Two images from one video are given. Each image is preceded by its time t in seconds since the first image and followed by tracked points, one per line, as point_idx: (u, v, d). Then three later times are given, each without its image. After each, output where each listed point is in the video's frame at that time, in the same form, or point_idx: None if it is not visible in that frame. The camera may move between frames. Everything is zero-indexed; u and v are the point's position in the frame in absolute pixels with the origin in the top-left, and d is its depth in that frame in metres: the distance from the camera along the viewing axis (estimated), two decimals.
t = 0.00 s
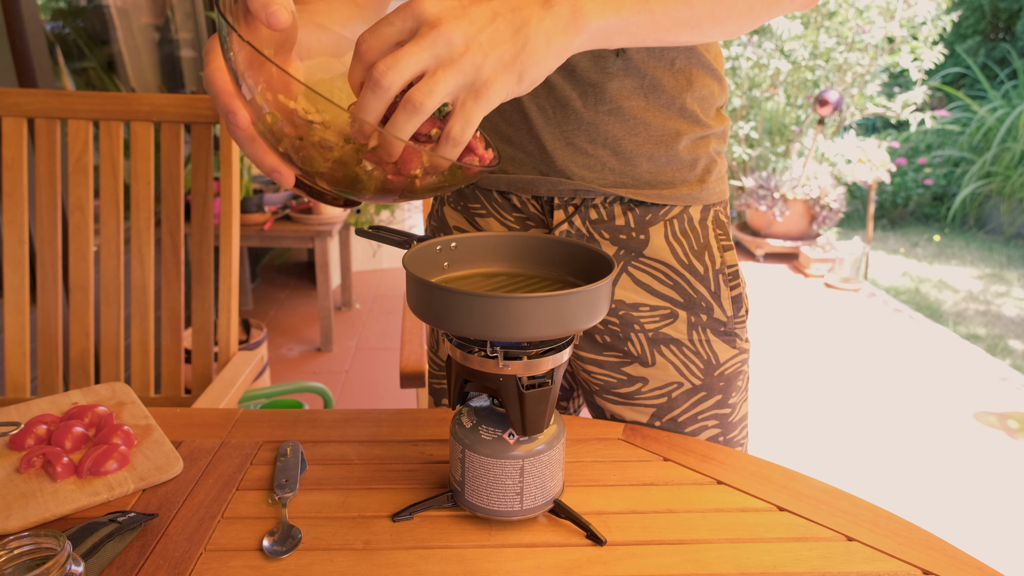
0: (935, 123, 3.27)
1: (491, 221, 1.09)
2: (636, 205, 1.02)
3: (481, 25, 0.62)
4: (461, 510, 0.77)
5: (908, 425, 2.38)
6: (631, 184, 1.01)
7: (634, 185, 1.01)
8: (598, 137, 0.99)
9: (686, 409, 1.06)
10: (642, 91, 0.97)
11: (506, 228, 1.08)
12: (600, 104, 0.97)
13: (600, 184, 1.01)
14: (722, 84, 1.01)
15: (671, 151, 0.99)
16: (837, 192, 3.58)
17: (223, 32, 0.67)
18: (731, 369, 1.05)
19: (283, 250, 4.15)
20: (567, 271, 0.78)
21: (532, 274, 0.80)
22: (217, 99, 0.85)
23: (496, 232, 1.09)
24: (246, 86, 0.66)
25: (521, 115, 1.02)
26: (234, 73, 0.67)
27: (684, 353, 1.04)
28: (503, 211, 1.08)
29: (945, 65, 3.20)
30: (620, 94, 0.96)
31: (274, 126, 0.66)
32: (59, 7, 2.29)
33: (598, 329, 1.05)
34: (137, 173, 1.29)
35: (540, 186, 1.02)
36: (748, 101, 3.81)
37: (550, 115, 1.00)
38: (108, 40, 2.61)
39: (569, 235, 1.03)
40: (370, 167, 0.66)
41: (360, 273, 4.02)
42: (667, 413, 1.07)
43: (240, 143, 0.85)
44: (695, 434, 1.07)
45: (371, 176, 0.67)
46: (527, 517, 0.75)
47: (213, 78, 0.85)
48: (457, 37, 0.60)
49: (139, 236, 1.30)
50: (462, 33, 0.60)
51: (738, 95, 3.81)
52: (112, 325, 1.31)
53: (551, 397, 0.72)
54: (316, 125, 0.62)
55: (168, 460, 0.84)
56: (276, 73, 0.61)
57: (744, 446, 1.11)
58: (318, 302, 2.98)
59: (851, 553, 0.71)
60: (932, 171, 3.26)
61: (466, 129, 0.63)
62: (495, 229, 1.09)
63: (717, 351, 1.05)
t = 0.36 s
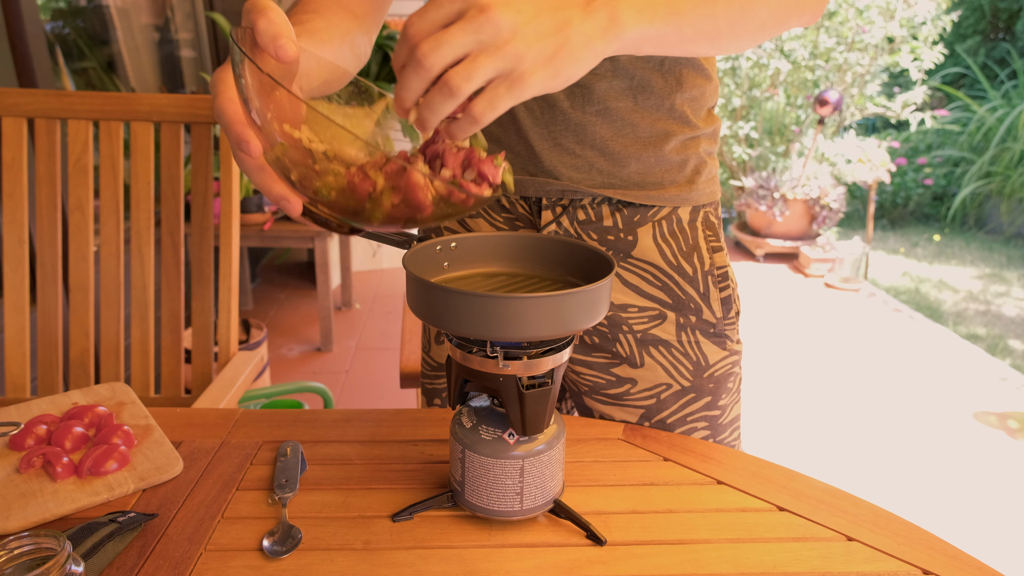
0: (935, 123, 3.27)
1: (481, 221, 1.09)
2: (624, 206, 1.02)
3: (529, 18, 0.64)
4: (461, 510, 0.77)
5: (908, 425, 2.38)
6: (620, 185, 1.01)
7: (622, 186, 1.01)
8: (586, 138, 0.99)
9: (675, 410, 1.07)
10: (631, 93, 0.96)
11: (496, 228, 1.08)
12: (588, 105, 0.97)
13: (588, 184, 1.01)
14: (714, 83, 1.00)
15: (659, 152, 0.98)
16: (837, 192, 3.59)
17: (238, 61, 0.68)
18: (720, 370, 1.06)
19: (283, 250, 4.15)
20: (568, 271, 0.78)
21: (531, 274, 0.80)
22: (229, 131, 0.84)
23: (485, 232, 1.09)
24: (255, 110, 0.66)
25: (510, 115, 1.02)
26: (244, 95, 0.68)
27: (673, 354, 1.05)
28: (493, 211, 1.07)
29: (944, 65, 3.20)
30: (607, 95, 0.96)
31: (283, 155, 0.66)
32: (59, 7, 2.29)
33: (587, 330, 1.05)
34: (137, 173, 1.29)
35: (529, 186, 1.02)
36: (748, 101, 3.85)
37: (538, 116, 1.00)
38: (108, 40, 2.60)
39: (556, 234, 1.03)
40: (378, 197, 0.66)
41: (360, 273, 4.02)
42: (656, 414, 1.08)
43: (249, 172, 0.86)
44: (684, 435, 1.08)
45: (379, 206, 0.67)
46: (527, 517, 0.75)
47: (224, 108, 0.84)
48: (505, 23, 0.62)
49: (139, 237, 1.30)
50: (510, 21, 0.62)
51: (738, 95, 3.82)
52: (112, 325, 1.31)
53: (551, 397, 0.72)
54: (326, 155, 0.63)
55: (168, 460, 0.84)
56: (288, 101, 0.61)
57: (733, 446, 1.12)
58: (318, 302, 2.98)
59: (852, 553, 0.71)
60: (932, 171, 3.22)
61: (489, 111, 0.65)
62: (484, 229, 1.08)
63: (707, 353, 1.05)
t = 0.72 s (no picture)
0: (935, 122, 3.26)
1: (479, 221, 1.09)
2: (622, 206, 1.02)
3: (604, 74, 0.68)
4: (461, 510, 0.77)
5: (908, 425, 2.38)
6: (617, 185, 1.00)
7: (618, 186, 1.01)
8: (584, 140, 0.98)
9: (674, 410, 1.06)
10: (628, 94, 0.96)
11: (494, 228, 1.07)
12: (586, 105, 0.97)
13: (585, 185, 1.01)
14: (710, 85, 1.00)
15: (657, 152, 0.98)
16: (837, 192, 3.60)
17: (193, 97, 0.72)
18: (719, 370, 1.06)
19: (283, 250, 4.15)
20: (567, 271, 0.78)
21: (529, 275, 0.80)
22: (186, 156, 0.85)
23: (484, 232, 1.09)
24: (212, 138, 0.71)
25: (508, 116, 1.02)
26: (201, 124, 0.72)
27: (672, 354, 1.05)
28: (491, 212, 1.07)
29: (945, 64, 3.19)
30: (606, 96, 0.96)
31: (243, 181, 0.71)
32: (58, 7, 2.29)
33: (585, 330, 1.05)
34: (137, 173, 1.29)
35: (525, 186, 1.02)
36: (748, 101, 3.85)
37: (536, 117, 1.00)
38: (108, 40, 2.60)
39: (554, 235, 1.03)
40: (338, 221, 0.69)
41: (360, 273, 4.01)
42: (655, 414, 1.07)
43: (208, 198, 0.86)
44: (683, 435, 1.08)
45: (338, 230, 0.70)
46: (527, 518, 0.75)
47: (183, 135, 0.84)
48: (589, 82, 0.66)
49: (139, 236, 1.30)
50: (592, 78, 0.67)
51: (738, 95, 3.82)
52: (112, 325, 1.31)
53: (550, 397, 0.72)
54: (290, 179, 0.67)
55: (168, 460, 0.84)
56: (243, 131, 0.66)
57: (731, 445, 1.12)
58: (318, 302, 2.97)
59: (852, 553, 0.71)
60: (932, 170, 3.24)
61: (586, 162, 0.68)
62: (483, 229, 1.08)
63: (705, 352, 1.05)
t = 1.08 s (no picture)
0: (936, 122, 3.26)
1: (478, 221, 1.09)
2: (623, 206, 1.02)
3: (547, 147, 0.67)
4: (461, 510, 0.77)
5: (907, 425, 2.38)
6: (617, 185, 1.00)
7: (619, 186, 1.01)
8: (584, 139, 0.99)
9: (674, 409, 1.06)
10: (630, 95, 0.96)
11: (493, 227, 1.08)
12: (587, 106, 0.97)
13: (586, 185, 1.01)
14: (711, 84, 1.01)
15: (658, 152, 0.98)
16: (836, 193, 3.60)
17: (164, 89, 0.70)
18: (719, 369, 1.06)
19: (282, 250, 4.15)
20: (568, 271, 0.78)
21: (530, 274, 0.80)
22: (155, 145, 0.84)
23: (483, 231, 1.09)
24: (184, 133, 0.69)
25: (509, 116, 1.02)
26: (170, 117, 0.70)
27: (672, 352, 1.05)
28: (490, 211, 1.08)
29: (945, 64, 3.19)
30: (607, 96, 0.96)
31: (214, 174, 0.68)
32: (59, 7, 2.29)
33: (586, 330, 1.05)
34: (137, 173, 1.29)
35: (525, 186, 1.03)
36: (748, 101, 3.86)
37: (538, 117, 1.00)
38: (108, 40, 2.60)
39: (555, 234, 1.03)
40: (310, 218, 0.68)
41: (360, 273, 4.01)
42: (655, 413, 1.07)
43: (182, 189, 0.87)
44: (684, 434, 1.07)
45: (308, 227, 0.69)
46: (527, 518, 0.75)
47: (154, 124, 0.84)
48: (529, 159, 0.66)
49: (139, 236, 1.30)
50: (532, 155, 0.66)
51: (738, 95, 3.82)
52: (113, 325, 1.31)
53: (550, 397, 0.72)
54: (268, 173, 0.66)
55: (168, 460, 0.84)
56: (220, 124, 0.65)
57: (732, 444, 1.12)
58: (318, 303, 2.97)
59: (852, 553, 0.71)
60: (932, 170, 3.24)
61: (556, 231, 0.65)
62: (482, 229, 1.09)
63: (705, 351, 1.05)
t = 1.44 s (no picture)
0: (936, 122, 3.26)
1: (474, 221, 1.09)
2: (617, 206, 1.02)
3: (599, 66, 0.67)
4: (461, 510, 0.77)
5: (907, 425, 2.38)
6: (613, 185, 1.00)
7: (614, 186, 1.01)
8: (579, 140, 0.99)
9: (669, 410, 1.07)
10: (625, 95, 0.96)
11: (489, 228, 1.08)
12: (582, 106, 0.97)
13: (582, 185, 1.01)
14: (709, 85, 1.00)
15: (652, 153, 0.98)
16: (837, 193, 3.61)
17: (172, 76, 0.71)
18: (714, 371, 1.06)
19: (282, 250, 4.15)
20: (566, 271, 0.78)
21: (529, 275, 0.80)
22: (162, 132, 0.85)
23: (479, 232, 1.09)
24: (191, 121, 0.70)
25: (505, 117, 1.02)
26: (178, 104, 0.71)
27: (666, 354, 1.05)
28: (486, 211, 1.07)
29: (945, 64, 3.19)
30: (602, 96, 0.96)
31: (218, 161, 0.69)
32: (59, 7, 2.29)
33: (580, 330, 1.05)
34: (137, 173, 1.29)
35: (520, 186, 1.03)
36: (747, 101, 3.86)
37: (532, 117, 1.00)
38: (108, 39, 2.60)
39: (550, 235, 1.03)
40: (314, 207, 0.69)
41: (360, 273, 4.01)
42: (649, 414, 1.08)
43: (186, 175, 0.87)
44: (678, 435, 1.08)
45: (310, 216, 0.70)
46: (527, 518, 0.75)
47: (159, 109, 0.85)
48: (582, 69, 0.65)
49: (139, 236, 1.30)
50: (586, 67, 0.65)
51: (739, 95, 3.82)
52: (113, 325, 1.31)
53: (550, 397, 0.72)
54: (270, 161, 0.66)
55: (168, 460, 0.84)
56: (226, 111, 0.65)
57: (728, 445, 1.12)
58: (318, 302, 2.98)
59: (852, 553, 0.71)
60: (932, 171, 3.23)
61: (592, 151, 0.67)
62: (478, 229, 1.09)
63: (700, 353, 1.05)
